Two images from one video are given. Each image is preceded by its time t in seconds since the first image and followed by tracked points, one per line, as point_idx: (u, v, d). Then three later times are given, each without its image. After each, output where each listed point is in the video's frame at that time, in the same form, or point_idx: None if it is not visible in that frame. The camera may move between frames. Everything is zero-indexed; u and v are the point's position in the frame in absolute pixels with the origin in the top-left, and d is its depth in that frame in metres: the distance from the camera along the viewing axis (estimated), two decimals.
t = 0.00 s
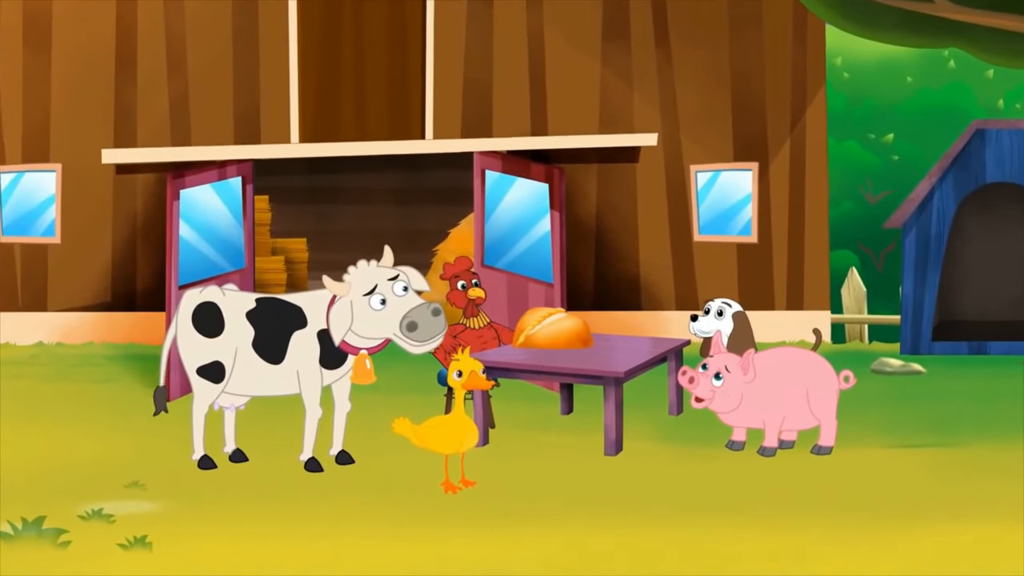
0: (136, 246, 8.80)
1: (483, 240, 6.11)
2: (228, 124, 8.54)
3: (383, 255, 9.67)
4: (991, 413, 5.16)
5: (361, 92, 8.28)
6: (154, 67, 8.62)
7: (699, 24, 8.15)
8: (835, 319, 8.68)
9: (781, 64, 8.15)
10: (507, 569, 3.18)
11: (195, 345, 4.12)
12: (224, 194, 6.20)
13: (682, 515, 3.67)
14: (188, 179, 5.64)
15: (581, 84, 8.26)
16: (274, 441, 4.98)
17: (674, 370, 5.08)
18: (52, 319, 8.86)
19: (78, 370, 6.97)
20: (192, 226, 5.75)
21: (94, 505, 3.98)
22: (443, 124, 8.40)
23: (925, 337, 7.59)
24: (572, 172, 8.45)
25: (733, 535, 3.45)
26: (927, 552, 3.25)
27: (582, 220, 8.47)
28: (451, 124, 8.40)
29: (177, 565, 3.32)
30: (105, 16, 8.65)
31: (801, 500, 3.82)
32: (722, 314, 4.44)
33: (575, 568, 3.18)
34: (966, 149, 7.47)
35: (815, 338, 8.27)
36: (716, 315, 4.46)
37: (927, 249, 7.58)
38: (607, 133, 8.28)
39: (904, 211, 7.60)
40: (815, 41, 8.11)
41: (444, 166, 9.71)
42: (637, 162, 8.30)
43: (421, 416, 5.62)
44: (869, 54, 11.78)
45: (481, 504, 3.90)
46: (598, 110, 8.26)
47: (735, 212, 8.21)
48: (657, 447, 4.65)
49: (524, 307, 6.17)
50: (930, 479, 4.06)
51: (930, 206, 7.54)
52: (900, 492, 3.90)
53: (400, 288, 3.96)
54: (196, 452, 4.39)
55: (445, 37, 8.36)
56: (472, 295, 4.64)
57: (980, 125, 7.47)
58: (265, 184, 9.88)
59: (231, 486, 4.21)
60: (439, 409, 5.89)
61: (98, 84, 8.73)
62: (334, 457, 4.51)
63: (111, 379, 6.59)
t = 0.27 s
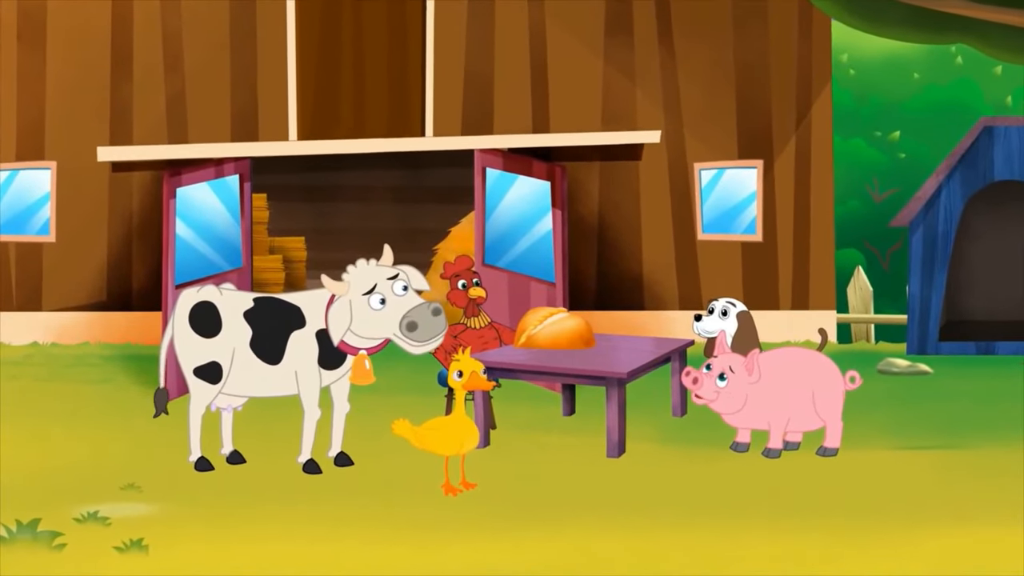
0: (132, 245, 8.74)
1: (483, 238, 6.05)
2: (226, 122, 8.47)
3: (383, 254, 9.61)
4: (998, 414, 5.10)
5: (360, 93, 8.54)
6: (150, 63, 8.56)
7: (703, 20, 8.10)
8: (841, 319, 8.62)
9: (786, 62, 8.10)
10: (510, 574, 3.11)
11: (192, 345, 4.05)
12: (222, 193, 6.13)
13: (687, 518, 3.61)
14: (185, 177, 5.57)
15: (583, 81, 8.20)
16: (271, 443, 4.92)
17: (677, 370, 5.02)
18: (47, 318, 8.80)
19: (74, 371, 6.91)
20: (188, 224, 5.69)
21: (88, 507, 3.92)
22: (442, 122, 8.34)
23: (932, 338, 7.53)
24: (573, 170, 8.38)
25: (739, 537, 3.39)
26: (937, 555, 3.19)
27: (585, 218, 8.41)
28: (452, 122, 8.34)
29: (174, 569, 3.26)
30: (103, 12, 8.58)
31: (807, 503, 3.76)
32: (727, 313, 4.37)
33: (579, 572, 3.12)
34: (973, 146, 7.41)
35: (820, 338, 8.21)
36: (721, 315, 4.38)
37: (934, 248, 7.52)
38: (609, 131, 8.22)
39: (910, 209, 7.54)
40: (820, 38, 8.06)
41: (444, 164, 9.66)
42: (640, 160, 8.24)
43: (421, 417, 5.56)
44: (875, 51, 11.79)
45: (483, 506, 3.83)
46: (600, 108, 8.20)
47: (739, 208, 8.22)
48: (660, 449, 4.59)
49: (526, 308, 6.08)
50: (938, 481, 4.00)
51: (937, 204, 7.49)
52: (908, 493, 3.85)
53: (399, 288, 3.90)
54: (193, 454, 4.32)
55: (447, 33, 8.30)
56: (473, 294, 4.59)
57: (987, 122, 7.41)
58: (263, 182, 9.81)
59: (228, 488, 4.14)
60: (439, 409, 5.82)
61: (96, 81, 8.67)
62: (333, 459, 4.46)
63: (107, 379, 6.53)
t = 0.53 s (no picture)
0: (131, 244, 8.72)
1: (484, 237, 6.02)
2: (225, 121, 8.45)
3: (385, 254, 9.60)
4: (1003, 415, 5.06)
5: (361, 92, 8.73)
6: (149, 62, 8.53)
7: (705, 19, 8.08)
8: (844, 319, 8.58)
9: (789, 61, 8.07)
10: None
11: (191, 345, 4.02)
12: (220, 192, 6.11)
13: (688, 519, 3.57)
14: (184, 176, 5.55)
15: (585, 80, 8.17)
16: (270, 444, 4.89)
17: (680, 369, 4.99)
18: (45, 318, 8.77)
19: (72, 371, 6.88)
20: (187, 224, 5.66)
21: (86, 508, 3.89)
22: (443, 121, 8.32)
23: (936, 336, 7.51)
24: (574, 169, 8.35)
25: (742, 539, 3.36)
26: (941, 555, 3.15)
27: (586, 217, 8.38)
28: (453, 121, 8.32)
29: (171, 570, 3.23)
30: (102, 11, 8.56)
31: (810, 504, 3.72)
32: (729, 313, 4.35)
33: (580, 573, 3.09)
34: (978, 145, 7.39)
35: (823, 338, 8.18)
36: (722, 315, 4.35)
37: (938, 246, 7.49)
38: (611, 130, 8.19)
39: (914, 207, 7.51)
40: (823, 36, 8.02)
41: (446, 163, 9.64)
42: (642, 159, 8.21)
43: (421, 417, 5.53)
44: (880, 49, 11.82)
45: (484, 507, 3.80)
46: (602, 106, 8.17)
47: (741, 207, 8.19)
48: (662, 449, 4.56)
49: (526, 306, 6.07)
50: (943, 482, 3.97)
51: (941, 203, 7.46)
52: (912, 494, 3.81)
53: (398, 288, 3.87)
54: (191, 454, 4.29)
55: (449, 32, 8.27)
56: (474, 293, 4.56)
57: (992, 120, 7.37)
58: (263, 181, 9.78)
59: (226, 489, 4.11)
60: (439, 410, 5.79)
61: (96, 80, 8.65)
62: (332, 460, 4.43)
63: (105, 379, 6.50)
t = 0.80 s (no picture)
0: (131, 244, 8.71)
1: (485, 237, 6.01)
2: (225, 120, 8.44)
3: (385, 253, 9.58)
4: (1005, 415, 5.05)
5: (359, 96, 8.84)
6: (149, 62, 8.52)
7: (705, 19, 8.07)
8: (845, 319, 8.58)
9: (790, 61, 8.07)
10: None
11: (190, 344, 4.01)
12: (220, 193, 6.09)
13: (690, 520, 3.56)
14: (183, 176, 5.54)
15: (586, 80, 8.16)
16: (271, 445, 4.87)
17: (680, 370, 4.98)
18: (46, 318, 8.75)
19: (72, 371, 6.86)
20: (187, 224, 5.65)
21: (85, 509, 3.88)
22: (444, 121, 8.31)
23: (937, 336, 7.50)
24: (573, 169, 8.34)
25: (744, 539, 3.35)
26: (945, 556, 3.14)
27: (586, 217, 8.37)
28: (453, 121, 8.31)
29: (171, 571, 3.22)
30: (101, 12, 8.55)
31: (813, 504, 3.71)
32: (729, 314, 4.35)
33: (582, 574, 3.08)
34: (977, 143, 7.38)
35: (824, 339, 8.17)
36: (723, 315, 4.34)
37: (939, 245, 7.49)
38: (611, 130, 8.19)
39: (915, 207, 7.51)
40: (823, 36, 8.02)
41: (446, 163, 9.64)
42: (642, 159, 8.19)
43: (421, 418, 5.51)
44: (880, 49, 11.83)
45: (485, 508, 3.79)
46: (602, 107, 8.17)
47: (742, 207, 8.17)
48: (663, 450, 4.54)
49: (526, 306, 6.06)
50: (945, 483, 3.96)
51: (942, 202, 7.45)
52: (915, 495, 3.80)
53: (398, 288, 3.86)
54: (190, 454, 4.28)
55: (449, 31, 8.27)
56: (474, 293, 4.55)
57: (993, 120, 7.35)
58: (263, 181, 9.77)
59: (227, 490, 4.10)
60: (439, 411, 5.78)
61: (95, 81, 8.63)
62: (333, 460, 4.41)
63: (105, 379, 6.48)
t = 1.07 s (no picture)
0: (131, 244, 8.71)
1: (485, 237, 6.01)
2: (226, 120, 8.44)
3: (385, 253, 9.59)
4: (1006, 415, 5.05)
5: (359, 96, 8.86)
6: (150, 62, 8.52)
7: (705, 19, 8.07)
8: (844, 319, 8.58)
9: (790, 60, 8.07)
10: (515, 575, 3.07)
11: (190, 344, 4.01)
12: (220, 193, 6.09)
13: (690, 520, 3.57)
14: (183, 176, 5.54)
15: (586, 80, 8.16)
16: (271, 445, 4.87)
17: (680, 370, 4.98)
18: (46, 318, 8.75)
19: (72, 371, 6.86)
20: (187, 224, 5.65)
21: (85, 509, 3.88)
22: (444, 121, 8.31)
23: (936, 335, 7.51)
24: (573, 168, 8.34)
25: (744, 539, 3.35)
26: (946, 556, 3.14)
27: (586, 217, 8.37)
28: (453, 121, 8.31)
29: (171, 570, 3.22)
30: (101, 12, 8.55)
31: (813, 504, 3.71)
32: (729, 314, 4.35)
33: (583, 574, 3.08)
34: (978, 143, 7.38)
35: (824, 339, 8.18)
36: (723, 315, 4.34)
37: (939, 245, 7.49)
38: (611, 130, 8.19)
39: (915, 207, 7.51)
40: (823, 36, 8.02)
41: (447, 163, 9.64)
42: (642, 159, 8.19)
43: (421, 418, 5.51)
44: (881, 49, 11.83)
45: (484, 508, 3.79)
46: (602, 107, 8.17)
47: (741, 207, 8.18)
48: (663, 450, 4.54)
49: (526, 305, 6.06)
50: (946, 483, 3.95)
51: (942, 202, 7.45)
52: (915, 494, 3.80)
53: (398, 287, 3.86)
54: (190, 454, 4.28)
55: (449, 31, 8.27)
56: (474, 293, 4.55)
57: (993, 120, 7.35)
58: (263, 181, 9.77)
59: (227, 490, 4.10)
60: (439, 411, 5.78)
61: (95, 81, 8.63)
62: (333, 461, 4.42)
63: (105, 379, 6.48)
